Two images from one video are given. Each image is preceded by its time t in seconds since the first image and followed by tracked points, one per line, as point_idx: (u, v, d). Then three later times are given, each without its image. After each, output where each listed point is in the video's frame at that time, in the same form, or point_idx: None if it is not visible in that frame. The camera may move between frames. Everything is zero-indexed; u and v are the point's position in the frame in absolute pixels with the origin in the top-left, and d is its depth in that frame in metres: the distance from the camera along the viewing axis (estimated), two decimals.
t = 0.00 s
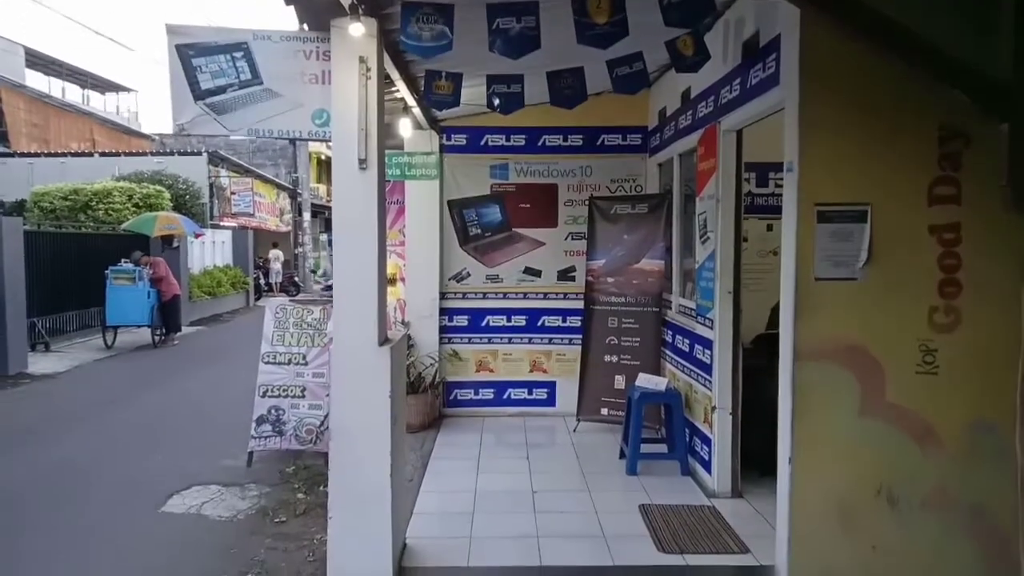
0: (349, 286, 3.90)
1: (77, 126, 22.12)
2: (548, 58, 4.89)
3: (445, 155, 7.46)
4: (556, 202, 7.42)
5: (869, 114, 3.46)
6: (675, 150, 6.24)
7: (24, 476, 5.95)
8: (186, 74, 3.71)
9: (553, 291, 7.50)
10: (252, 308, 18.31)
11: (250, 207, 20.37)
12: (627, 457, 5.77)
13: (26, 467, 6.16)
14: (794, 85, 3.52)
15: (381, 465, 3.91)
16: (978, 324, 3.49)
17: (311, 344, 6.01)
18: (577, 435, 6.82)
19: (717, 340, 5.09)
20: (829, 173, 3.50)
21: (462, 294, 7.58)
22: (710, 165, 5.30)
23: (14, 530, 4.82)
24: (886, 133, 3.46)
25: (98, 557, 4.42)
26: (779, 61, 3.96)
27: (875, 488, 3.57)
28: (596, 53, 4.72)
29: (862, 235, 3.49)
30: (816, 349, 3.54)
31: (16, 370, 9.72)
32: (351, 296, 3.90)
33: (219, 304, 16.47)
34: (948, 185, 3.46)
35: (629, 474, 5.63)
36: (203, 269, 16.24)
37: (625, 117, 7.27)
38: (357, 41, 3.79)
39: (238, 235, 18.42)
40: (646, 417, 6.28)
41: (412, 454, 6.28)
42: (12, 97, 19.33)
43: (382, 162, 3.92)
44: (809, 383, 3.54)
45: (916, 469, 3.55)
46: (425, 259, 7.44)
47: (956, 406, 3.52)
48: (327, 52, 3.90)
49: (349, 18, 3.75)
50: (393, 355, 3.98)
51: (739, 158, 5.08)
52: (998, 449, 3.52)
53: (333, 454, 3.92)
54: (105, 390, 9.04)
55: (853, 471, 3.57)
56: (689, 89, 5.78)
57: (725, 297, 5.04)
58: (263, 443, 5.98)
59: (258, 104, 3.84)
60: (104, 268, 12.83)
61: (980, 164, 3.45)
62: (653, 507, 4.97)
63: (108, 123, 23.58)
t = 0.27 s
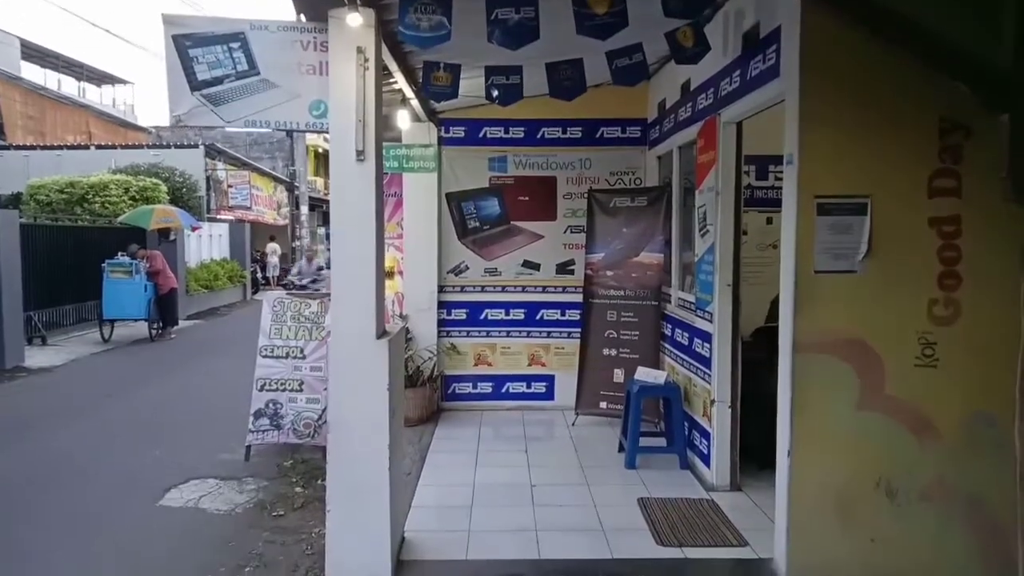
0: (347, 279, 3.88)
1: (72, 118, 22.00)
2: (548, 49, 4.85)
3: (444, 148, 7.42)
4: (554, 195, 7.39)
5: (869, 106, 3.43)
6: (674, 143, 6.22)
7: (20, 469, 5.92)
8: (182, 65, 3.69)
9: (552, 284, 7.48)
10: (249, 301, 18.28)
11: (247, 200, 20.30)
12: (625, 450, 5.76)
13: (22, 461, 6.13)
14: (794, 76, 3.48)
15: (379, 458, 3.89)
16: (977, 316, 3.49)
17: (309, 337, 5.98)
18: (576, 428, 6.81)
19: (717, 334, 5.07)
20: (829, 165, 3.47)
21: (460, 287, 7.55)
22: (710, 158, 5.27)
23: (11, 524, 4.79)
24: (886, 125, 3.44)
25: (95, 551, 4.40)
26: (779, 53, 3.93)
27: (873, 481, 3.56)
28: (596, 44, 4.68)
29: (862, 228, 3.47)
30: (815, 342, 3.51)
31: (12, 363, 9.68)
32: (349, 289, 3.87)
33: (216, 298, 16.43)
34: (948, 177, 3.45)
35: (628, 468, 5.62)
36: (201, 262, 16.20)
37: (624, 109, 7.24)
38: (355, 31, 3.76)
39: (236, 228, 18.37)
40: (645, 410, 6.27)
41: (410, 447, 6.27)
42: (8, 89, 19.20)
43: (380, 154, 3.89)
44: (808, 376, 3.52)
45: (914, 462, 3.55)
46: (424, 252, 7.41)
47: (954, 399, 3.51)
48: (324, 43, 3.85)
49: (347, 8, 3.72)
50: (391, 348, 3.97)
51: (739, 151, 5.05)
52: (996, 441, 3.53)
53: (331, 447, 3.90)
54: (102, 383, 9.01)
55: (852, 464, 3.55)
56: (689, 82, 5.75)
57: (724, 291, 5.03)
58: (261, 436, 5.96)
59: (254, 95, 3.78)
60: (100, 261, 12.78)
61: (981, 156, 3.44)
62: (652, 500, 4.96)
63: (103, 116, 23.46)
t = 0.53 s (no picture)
0: (345, 273, 3.88)
1: (70, 112, 21.96)
2: (547, 43, 4.85)
3: (443, 142, 7.42)
4: (553, 189, 7.39)
5: (869, 100, 3.43)
6: (673, 137, 6.22)
7: (20, 463, 5.94)
8: (181, 58, 3.70)
9: (550, 279, 7.49)
10: (248, 296, 18.29)
11: (246, 194, 20.28)
12: (624, 444, 5.77)
13: (22, 455, 6.14)
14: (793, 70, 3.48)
15: (379, 452, 3.90)
16: (975, 310, 3.50)
17: (308, 332, 5.99)
18: (575, 423, 6.82)
19: (715, 328, 5.08)
20: (828, 159, 3.47)
21: (459, 282, 7.56)
22: (708, 152, 5.26)
23: (11, 518, 4.81)
24: (885, 119, 3.44)
25: (95, 545, 4.41)
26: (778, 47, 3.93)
27: (871, 474, 3.57)
28: (594, 38, 4.68)
29: (860, 222, 3.48)
30: (814, 336, 3.52)
31: (11, 358, 9.69)
32: (347, 284, 3.88)
33: (215, 292, 16.43)
34: (946, 172, 3.45)
35: (627, 462, 5.64)
36: (200, 257, 16.20)
37: (623, 104, 7.24)
38: (354, 24, 3.75)
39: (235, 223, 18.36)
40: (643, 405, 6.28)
41: (409, 441, 6.28)
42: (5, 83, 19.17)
43: (379, 147, 3.89)
44: (806, 370, 3.53)
45: (912, 456, 3.56)
46: (422, 247, 7.42)
47: (952, 392, 3.53)
48: (323, 37, 3.85)
49: (345, 1, 3.71)
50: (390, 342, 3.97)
51: (737, 145, 5.06)
52: (993, 434, 3.54)
53: (330, 441, 3.92)
54: (101, 378, 9.02)
55: (850, 457, 3.56)
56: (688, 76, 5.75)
57: (722, 285, 5.04)
58: (260, 430, 5.98)
59: (252, 89, 3.76)
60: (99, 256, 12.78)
61: (979, 151, 3.45)
62: (650, 494, 4.98)
63: (101, 111, 23.42)
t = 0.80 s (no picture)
0: (346, 267, 3.88)
1: (70, 106, 21.93)
2: (548, 38, 4.84)
3: (443, 137, 7.42)
4: (554, 185, 7.39)
5: (870, 97, 3.43)
6: (674, 134, 6.21)
7: (20, 456, 5.95)
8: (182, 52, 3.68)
9: (550, 275, 7.49)
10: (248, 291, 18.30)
11: (246, 189, 20.26)
12: (623, 440, 5.78)
13: (22, 449, 6.15)
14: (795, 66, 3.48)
15: (378, 447, 3.91)
16: (974, 308, 3.50)
17: (308, 326, 6.00)
18: (574, 418, 6.83)
19: (716, 325, 5.08)
20: (830, 155, 3.47)
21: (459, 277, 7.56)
22: (709, 148, 5.26)
23: (11, 511, 4.82)
24: (886, 116, 3.44)
25: (95, 538, 4.42)
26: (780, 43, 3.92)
27: (869, 471, 3.58)
28: (596, 33, 4.67)
29: (861, 218, 3.47)
30: (814, 332, 3.52)
31: (11, 352, 9.70)
32: (347, 278, 3.88)
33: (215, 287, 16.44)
34: (947, 169, 3.45)
35: (626, 457, 5.64)
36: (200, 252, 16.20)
37: (623, 99, 7.23)
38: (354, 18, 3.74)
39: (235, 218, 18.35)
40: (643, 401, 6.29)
41: (409, 436, 6.29)
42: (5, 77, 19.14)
43: (379, 142, 3.88)
44: (806, 366, 3.53)
45: (911, 453, 3.57)
46: (423, 242, 7.41)
47: (951, 389, 3.53)
48: (323, 31, 3.84)
49: None
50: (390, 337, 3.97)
51: (738, 141, 5.05)
52: (991, 431, 3.55)
53: (330, 435, 3.92)
54: (101, 372, 9.03)
55: (849, 454, 3.57)
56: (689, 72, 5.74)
57: (723, 281, 5.04)
58: (260, 425, 5.98)
59: (252, 83, 3.78)
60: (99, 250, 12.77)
61: (979, 148, 3.45)
62: (649, 490, 4.98)
63: (101, 105, 23.38)
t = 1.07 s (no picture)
0: (347, 259, 3.87)
1: (70, 98, 21.87)
2: (550, 31, 4.82)
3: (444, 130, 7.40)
4: (555, 179, 7.38)
5: (873, 91, 3.42)
6: (676, 128, 6.20)
7: (21, 447, 5.96)
8: (182, 42, 3.67)
9: (551, 268, 7.48)
10: (249, 284, 18.31)
11: (246, 182, 20.23)
12: (623, 433, 5.79)
13: (22, 440, 6.16)
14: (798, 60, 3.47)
15: (378, 439, 3.91)
16: (975, 302, 3.50)
17: (308, 319, 5.99)
18: (574, 412, 6.83)
19: (716, 319, 5.08)
20: (831, 149, 3.46)
21: (459, 271, 7.55)
22: (711, 142, 5.24)
23: (11, 502, 4.83)
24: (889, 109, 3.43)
25: (95, 529, 4.43)
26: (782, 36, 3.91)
27: (869, 465, 3.58)
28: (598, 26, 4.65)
29: (862, 213, 3.47)
30: (814, 326, 3.52)
31: (11, 343, 9.70)
32: (347, 270, 3.87)
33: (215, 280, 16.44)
34: (949, 163, 3.44)
35: (626, 451, 5.65)
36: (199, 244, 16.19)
37: (625, 93, 7.21)
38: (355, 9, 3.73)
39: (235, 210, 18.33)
40: (643, 394, 6.30)
41: (409, 429, 6.30)
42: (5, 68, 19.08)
43: (380, 134, 3.87)
44: (806, 361, 3.53)
45: (910, 447, 3.57)
46: (423, 236, 7.41)
47: (952, 384, 3.53)
48: (325, 22, 3.82)
49: None
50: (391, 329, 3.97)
51: (740, 135, 5.04)
52: (992, 426, 3.55)
53: (330, 427, 3.92)
54: (102, 364, 9.03)
55: (849, 448, 3.57)
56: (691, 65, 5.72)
57: (723, 275, 5.03)
58: (260, 417, 5.99)
59: (253, 73, 3.80)
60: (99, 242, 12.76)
61: (982, 143, 3.43)
62: (649, 483, 4.99)
63: (102, 97, 23.32)
